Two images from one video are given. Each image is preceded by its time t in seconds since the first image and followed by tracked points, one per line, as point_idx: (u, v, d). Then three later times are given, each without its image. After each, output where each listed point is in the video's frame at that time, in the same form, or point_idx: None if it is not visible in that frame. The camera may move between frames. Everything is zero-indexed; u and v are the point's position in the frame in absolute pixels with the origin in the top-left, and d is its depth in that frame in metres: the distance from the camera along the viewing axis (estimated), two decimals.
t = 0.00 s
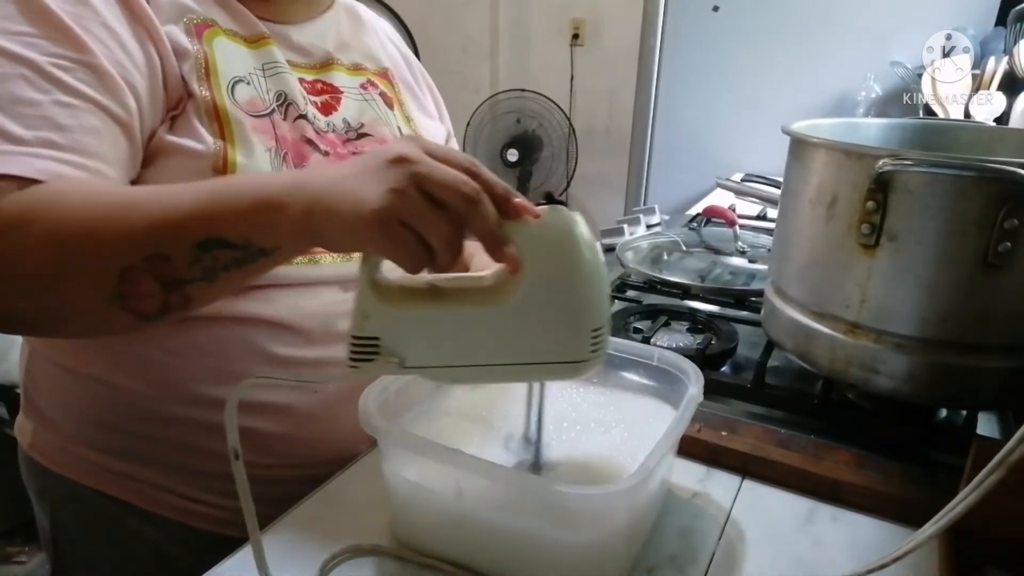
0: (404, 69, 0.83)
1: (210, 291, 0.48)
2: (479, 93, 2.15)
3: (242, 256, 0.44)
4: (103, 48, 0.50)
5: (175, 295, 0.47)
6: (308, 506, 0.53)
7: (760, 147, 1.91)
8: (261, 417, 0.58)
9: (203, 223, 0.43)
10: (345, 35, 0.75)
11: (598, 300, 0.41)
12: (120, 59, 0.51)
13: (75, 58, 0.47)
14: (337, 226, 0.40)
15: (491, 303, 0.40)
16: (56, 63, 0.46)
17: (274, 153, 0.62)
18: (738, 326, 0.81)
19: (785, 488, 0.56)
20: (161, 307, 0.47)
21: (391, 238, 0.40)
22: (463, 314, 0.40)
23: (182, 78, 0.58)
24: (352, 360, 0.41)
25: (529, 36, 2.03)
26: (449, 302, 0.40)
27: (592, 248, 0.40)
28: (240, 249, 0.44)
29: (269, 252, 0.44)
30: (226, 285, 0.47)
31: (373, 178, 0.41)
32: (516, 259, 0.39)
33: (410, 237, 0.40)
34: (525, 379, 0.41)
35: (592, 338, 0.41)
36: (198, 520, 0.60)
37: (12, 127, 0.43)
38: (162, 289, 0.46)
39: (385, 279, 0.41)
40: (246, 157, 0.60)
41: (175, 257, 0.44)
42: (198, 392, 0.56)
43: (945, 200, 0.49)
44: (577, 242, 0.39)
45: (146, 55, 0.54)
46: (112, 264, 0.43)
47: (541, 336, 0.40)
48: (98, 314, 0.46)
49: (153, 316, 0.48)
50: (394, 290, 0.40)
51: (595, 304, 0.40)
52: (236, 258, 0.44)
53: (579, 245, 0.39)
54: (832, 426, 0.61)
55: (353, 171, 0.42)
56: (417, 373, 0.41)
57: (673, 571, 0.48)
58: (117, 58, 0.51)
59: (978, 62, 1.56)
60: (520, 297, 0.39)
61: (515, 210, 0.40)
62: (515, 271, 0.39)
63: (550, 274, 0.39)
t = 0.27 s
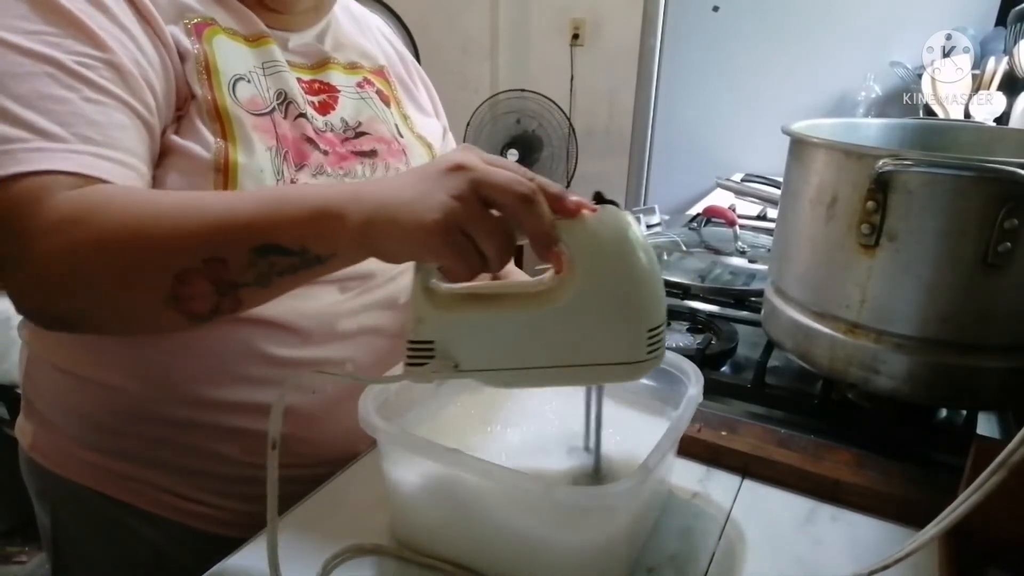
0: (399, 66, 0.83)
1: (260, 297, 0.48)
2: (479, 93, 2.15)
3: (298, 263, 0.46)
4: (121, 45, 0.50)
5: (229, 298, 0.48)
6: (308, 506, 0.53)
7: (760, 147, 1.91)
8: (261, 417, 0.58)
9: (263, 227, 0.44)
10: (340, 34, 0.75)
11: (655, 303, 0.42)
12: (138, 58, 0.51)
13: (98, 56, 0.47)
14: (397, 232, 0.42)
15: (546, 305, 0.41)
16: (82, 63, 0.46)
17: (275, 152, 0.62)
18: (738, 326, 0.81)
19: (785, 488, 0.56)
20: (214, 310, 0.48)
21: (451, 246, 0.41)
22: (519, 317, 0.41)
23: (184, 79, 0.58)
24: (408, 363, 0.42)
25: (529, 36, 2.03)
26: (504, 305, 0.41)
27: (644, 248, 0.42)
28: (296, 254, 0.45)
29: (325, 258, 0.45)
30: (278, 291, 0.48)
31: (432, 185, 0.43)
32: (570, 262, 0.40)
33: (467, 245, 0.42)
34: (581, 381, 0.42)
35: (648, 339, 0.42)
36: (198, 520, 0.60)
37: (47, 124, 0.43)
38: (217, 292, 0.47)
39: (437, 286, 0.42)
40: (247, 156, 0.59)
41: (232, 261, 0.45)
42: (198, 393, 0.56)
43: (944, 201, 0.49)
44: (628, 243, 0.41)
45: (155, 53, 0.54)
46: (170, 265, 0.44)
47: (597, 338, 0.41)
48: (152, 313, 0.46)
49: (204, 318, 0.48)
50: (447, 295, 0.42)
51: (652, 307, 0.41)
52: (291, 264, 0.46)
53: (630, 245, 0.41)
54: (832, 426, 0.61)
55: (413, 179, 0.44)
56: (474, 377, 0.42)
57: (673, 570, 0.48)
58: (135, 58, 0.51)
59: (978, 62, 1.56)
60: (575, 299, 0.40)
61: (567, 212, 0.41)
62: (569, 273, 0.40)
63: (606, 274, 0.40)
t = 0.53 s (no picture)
0: (400, 68, 0.83)
1: (234, 280, 0.48)
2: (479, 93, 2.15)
3: (272, 244, 0.45)
4: (113, 45, 0.50)
5: (199, 282, 0.48)
6: (309, 507, 0.53)
7: (760, 147, 1.91)
8: (262, 419, 0.58)
9: (235, 213, 0.43)
10: (341, 38, 0.75)
11: (614, 285, 0.43)
12: (130, 59, 0.51)
13: (87, 56, 0.48)
14: (370, 216, 0.42)
15: (506, 287, 0.42)
16: (69, 61, 0.46)
17: (275, 158, 0.62)
18: (738, 326, 0.81)
19: (785, 488, 0.56)
20: (185, 295, 0.48)
21: (427, 230, 0.41)
22: (479, 299, 0.42)
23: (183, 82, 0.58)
24: (375, 343, 0.43)
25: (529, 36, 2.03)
26: (465, 286, 0.42)
27: (604, 234, 0.42)
28: (269, 236, 0.45)
29: (297, 241, 0.45)
30: (252, 272, 0.48)
31: (409, 174, 0.43)
32: (532, 246, 0.41)
33: (443, 229, 0.42)
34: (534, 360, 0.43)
35: (601, 321, 0.42)
36: (198, 522, 0.60)
37: (23, 119, 0.43)
38: (186, 277, 0.47)
39: (408, 267, 0.43)
40: (247, 162, 0.60)
41: (203, 244, 0.45)
42: (199, 395, 0.56)
43: (945, 201, 0.49)
44: (588, 227, 0.41)
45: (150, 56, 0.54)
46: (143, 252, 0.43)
47: (553, 320, 0.42)
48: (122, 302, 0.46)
49: (174, 305, 0.48)
50: (415, 275, 0.43)
51: (611, 289, 0.42)
52: (265, 245, 0.45)
53: (590, 230, 0.41)
54: (833, 426, 0.61)
55: (388, 166, 0.44)
56: (438, 356, 0.43)
57: (672, 570, 0.48)
58: (128, 58, 0.51)
59: (978, 62, 1.56)
60: (535, 281, 0.41)
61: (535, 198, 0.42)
62: (531, 256, 0.41)
63: (566, 256, 0.41)
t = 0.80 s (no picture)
0: (399, 70, 0.83)
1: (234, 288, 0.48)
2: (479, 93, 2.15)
3: (273, 255, 0.45)
4: (117, 43, 0.49)
5: (199, 292, 0.47)
6: (308, 507, 0.53)
7: (760, 147, 1.91)
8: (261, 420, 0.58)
9: (236, 220, 0.43)
10: (343, 41, 0.75)
11: (639, 319, 0.42)
12: (135, 58, 0.51)
13: (92, 53, 0.47)
14: (373, 229, 0.41)
15: (525, 319, 0.42)
16: (71, 56, 0.46)
17: (278, 159, 0.62)
18: (738, 326, 0.81)
19: (785, 488, 0.56)
20: (184, 302, 0.48)
21: (432, 249, 0.40)
22: (497, 329, 0.42)
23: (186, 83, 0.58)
24: (380, 366, 0.44)
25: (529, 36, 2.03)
26: (481, 315, 0.42)
27: (631, 268, 0.42)
28: (271, 247, 0.44)
29: (299, 253, 0.44)
30: (253, 281, 0.48)
31: (414, 184, 0.41)
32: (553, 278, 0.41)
33: (449, 247, 0.41)
34: (550, 391, 0.43)
35: (624, 357, 0.42)
36: (198, 523, 0.60)
37: (28, 114, 0.43)
38: (186, 286, 0.47)
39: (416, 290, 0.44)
40: (251, 162, 0.60)
41: (202, 253, 0.45)
42: (199, 396, 0.56)
43: (945, 201, 0.49)
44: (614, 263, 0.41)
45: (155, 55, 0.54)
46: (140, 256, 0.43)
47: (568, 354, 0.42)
48: (119, 305, 0.46)
49: (175, 310, 0.48)
50: (426, 301, 0.43)
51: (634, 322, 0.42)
52: (266, 256, 0.45)
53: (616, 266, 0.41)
54: (832, 426, 0.61)
55: (394, 175, 0.42)
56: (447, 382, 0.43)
57: (672, 571, 0.48)
58: (133, 57, 0.51)
59: (978, 62, 1.56)
60: (554, 313, 0.42)
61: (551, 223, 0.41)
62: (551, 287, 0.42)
63: (588, 291, 0.41)
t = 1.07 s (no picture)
0: (398, 70, 0.83)
1: (309, 295, 0.48)
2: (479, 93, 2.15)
3: (351, 263, 0.45)
4: (145, 42, 0.49)
5: (277, 296, 0.47)
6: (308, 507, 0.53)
7: (760, 147, 1.91)
8: (260, 419, 0.58)
9: (321, 226, 0.43)
10: (342, 41, 0.75)
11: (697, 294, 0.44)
12: (161, 57, 0.51)
13: (129, 55, 0.47)
14: (451, 233, 0.42)
15: (594, 303, 0.42)
16: (110, 58, 0.46)
17: (287, 158, 0.62)
18: (738, 326, 0.81)
19: (785, 488, 0.56)
20: (262, 306, 0.47)
21: (506, 253, 0.41)
22: (572, 315, 0.42)
23: (196, 84, 0.58)
24: (458, 361, 0.43)
25: (529, 36, 2.03)
26: (554, 303, 0.42)
27: (685, 245, 0.43)
28: (349, 254, 0.44)
29: (378, 259, 0.45)
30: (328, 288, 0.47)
31: (488, 187, 0.42)
32: (614, 261, 0.42)
33: (522, 251, 0.41)
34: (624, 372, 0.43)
35: (688, 332, 0.43)
36: (198, 523, 0.60)
37: (81, 116, 0.43)
38: (266, 289, 0.46)
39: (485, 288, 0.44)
40: (260, 161, 0.60)
41: (285, 259, 0.44)
42: (199, 397, 0.56)
43: (944, 200, 0.49)
44: (670, 240, 0.42)
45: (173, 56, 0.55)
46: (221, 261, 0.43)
47: (638, 333, 0.42)
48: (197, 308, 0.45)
49: (249, 314, 0.48)
50: (495, 295, 0.43)
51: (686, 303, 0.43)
52: (344, 264, 0.45)
53: (672, 243, 0.42)
54: (832, 425, 0.61)
55: (466, 181, 0.43)
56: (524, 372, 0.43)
57: (672, 570, 0.48)
58: (159, 56, 0.51)
59: (978, 62, 1.56)
60: (623, 294, 0.42)
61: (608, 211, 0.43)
62: (616, 269, 0.42)
63: (652, 268, 0.42)
